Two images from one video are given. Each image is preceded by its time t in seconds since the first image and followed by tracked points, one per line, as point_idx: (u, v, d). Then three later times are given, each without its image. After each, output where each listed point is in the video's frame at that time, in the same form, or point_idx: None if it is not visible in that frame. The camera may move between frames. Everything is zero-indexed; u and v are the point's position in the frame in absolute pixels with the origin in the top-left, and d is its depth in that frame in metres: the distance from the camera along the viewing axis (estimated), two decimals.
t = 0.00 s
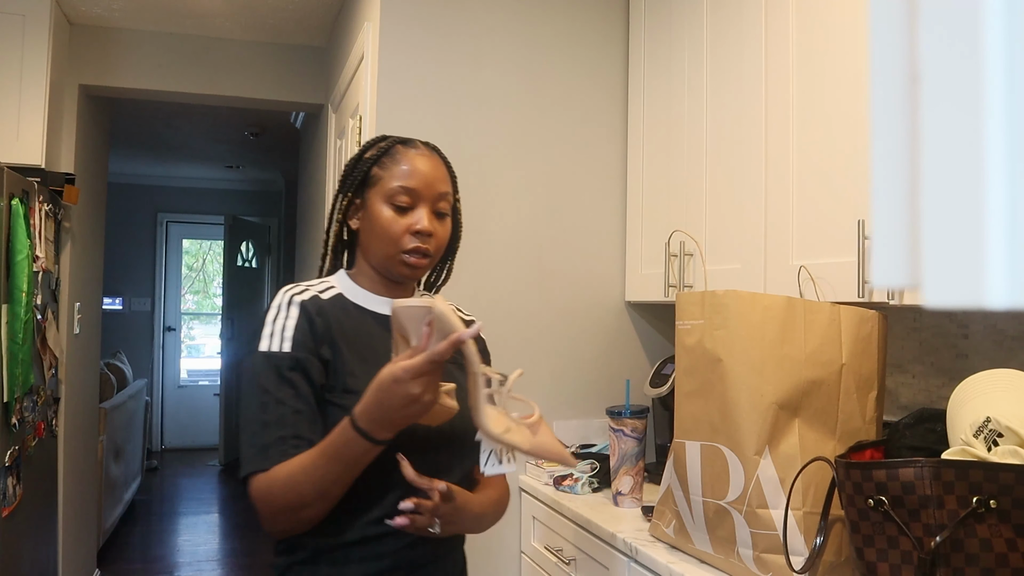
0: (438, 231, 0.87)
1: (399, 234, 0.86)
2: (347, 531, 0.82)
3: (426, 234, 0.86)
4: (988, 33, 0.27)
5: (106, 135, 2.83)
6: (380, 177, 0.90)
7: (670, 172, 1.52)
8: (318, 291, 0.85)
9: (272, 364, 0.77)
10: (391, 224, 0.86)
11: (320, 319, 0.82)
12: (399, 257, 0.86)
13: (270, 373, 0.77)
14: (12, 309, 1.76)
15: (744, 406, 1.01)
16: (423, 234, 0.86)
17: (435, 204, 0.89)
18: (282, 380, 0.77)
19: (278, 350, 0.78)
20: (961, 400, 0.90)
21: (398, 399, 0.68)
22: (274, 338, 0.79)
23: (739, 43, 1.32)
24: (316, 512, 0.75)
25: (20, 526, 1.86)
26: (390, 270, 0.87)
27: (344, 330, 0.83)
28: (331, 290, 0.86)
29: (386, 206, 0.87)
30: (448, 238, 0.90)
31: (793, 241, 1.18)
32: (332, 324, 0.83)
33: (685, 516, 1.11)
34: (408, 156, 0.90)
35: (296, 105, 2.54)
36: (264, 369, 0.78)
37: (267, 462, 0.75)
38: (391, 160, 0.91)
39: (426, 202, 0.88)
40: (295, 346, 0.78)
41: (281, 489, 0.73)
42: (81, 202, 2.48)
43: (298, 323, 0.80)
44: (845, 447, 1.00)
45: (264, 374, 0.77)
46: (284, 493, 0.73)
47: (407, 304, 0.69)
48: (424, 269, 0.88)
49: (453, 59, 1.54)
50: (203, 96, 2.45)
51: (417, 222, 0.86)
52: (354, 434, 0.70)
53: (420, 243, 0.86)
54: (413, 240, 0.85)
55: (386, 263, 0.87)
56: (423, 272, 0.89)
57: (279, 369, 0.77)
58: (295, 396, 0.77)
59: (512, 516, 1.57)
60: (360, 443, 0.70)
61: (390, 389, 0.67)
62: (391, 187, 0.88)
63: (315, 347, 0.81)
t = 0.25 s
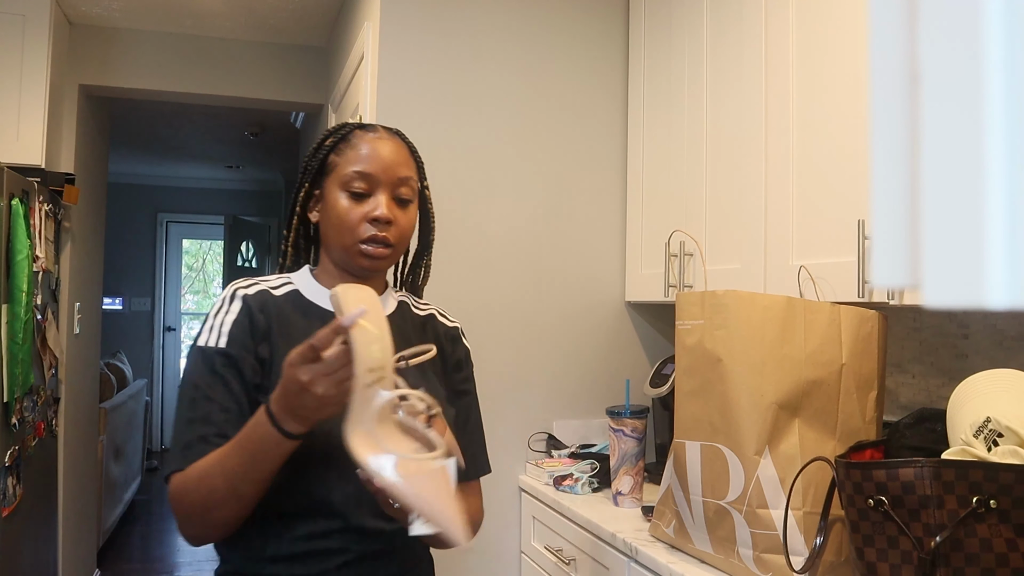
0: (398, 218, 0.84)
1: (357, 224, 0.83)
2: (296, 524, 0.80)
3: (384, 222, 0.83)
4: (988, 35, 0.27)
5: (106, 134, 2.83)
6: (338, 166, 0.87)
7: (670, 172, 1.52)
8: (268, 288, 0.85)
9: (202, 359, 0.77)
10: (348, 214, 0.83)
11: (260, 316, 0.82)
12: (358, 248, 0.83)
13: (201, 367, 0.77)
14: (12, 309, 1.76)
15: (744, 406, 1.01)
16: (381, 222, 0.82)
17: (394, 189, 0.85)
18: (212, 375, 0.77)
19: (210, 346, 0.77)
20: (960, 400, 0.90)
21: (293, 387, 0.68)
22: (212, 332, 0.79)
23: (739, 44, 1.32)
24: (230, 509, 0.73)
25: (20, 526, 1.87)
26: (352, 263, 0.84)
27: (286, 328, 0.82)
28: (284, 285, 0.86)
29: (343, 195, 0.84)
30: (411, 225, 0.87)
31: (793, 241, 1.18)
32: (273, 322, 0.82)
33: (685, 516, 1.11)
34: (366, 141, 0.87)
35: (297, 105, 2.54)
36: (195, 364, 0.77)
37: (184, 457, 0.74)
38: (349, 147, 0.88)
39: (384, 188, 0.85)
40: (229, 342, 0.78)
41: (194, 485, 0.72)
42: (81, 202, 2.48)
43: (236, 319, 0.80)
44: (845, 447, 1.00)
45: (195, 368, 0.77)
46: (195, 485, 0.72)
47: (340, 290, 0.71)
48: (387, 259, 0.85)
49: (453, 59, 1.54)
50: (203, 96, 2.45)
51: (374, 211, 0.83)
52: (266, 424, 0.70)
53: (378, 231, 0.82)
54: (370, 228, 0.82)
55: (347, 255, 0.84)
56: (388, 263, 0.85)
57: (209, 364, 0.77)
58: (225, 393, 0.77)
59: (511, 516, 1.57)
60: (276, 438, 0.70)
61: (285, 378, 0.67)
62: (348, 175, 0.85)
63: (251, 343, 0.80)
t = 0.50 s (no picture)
0: (381, 205, 0.77)
1: (337, 214, 0.76)
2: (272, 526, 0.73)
3: (366, 211, 0.76)
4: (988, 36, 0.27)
5: (106, 134, 2.83)
6: (315, 156, 0.81)
7: (670, 172, 1.52)
8: (252, 288, 0.78)
9: (172, 363, 0.71)
10: (328, 204, 0.77)
11: (238, 319, 0.75)
12: (340, 241, 0.76)
13: (171, 371, 0.71)
14: (12, 310, 1.76)
15: (744, 406, 1.01)
16: (363, 210, 0.76)
17: (376, 175, 0.79)
18: (181, 381, 0.71)
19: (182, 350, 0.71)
20: (960, 400, 0.90)
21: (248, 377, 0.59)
22: (187, 336, 0.73)
23: (739, 44, 1.32)
24: (196, 508, 0.65)
25: (19, 527, 1.86)
26: (335, 258, 0.78)
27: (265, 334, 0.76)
28: (270, 284, 0.80)
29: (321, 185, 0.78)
30: (398, 213, 0.80)
31: (793, 241, 1.18)
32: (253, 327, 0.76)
33: (685, 516, 1.11)
34: (344, 126, 0.81)
35: (297, 105, 2.54)
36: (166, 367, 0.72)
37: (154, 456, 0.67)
38: (326, 134, 0.81)
39: (364, 174, 0.78)
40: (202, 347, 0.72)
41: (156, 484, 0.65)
42: (81, 202, 2.48)
43: (212, 323, 0.74)
44: (845, 447, 1.00)
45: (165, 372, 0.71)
46: (154, 480, 0.64)
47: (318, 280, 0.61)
48: (374, 251, 0.78)
49: (453, 59, 1.54)
50: (204, 96, 2.45)
51: (353, 198, 0.76)
52: (228, 409, 0.61)
53: (359, 221, 0.76)
54: (351, 217, 0.76)
55: (329, 249, 0.77)
56: (376, 256, 0.79)
57: (178, 369, 0.71)
58: (195, 399, 0.71)
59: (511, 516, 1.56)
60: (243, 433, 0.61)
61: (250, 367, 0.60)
62: (326, 163, 0.79)
63: (227, 348, 0.74)
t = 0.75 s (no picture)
0: (413, 196, 0.64)
1: (362, 209, 0.63)
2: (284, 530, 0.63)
3: (397, 204, 0.63)
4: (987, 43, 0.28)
5: (106, 134, 2.83)
6: (336, 146, 0.68)
7: (670, 172, 1.52)
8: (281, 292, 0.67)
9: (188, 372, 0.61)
10: (352, 199, 0.64)
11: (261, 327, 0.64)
12: (367, 241, 0.64)
13: (184, 382, 0.61)
14: (12, 310, 1.76)
15: (745, 406, 1.01)
16: (393, 202, 0.63)
17: (407, 163, 0.65)
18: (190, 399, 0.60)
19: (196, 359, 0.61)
20: (960, 400, 0.90)
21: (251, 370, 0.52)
22: (205, 342, 0.62)
23: (739, 45, 1.33)
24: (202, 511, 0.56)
25: (19, 527, 1.87)
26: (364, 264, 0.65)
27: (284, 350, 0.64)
28: (298, 288, 0.67)
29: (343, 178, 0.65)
30: (434, 204, 0.66)
31: (793, 242, 1.19)
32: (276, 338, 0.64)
33: (685, 516, 1.11)
34: (367, 109, 0.67)
35: (297, 105, 2.55)
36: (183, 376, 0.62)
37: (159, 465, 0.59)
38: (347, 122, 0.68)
39: (392, 161, 0.65)
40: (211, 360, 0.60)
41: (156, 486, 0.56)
42: (81, 202, 2.48)
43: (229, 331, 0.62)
44: (845, 447, 0.99)
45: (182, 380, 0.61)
46: (155, 482, 0.55)
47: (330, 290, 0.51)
48: (408, 252, 0.65)
49: (453, 59, 1.54)
50: (204, 96, 2.45)
51: (381, 190, 0.63)
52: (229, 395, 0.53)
53: (391, 217, 0.63)
54: (379, 214, 0.63)
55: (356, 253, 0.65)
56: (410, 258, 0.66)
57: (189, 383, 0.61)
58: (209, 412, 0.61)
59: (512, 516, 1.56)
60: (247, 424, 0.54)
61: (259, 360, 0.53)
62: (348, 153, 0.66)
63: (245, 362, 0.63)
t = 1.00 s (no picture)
0: (503, 180, 0.56)
1: (445, 198, 0.56)
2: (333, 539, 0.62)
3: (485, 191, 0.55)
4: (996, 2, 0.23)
5: (106, 134, 2.83)
6: (414, 124, 0.60)
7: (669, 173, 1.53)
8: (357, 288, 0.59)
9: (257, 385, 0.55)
10: (431, 185, 0.57)
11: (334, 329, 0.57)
12: (450, 233, 0.56)
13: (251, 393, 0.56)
14: (12, 309, 1.76)
15: (746, 406, 1.01)
16: (479, 189, 0.55)
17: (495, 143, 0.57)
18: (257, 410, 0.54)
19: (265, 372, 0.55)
20: (960, 399, 0.90)
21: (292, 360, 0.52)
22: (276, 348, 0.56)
23: (739, 45, 1.33)
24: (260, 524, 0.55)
25: (20, 526, 1.87)
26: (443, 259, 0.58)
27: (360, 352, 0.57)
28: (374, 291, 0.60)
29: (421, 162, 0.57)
30: (524, 189, 0.58)
31: (793, 242, 1.19)
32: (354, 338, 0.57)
33: (686, 516, 1.12)
34: (450, 82, 0.59)
35: (297, 105, 2.54)
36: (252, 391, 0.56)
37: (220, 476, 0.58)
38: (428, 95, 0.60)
39: (479, 142, 0.57)
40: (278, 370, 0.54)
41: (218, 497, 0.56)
42: (81, 202, 2.48)
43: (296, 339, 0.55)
44: (845, 447, 0.99)
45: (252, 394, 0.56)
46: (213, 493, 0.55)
47: (343, 262, 0.51)
48: (493, 244, 0.58)
49: (454, 59, 1.54)
50: (203, 96, 2.45)
51: (465, 175, 0.55)
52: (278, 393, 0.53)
53: (478, 207, 0.55)
54: (464, 203, 0.55)
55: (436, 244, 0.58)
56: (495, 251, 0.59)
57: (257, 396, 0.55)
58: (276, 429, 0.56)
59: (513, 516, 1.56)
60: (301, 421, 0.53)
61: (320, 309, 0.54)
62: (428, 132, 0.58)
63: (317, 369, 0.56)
